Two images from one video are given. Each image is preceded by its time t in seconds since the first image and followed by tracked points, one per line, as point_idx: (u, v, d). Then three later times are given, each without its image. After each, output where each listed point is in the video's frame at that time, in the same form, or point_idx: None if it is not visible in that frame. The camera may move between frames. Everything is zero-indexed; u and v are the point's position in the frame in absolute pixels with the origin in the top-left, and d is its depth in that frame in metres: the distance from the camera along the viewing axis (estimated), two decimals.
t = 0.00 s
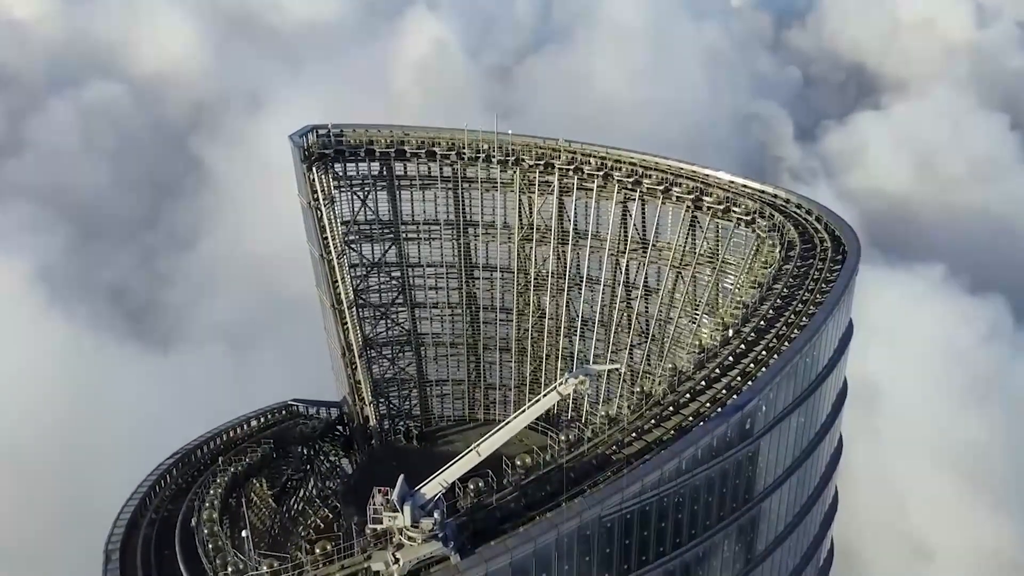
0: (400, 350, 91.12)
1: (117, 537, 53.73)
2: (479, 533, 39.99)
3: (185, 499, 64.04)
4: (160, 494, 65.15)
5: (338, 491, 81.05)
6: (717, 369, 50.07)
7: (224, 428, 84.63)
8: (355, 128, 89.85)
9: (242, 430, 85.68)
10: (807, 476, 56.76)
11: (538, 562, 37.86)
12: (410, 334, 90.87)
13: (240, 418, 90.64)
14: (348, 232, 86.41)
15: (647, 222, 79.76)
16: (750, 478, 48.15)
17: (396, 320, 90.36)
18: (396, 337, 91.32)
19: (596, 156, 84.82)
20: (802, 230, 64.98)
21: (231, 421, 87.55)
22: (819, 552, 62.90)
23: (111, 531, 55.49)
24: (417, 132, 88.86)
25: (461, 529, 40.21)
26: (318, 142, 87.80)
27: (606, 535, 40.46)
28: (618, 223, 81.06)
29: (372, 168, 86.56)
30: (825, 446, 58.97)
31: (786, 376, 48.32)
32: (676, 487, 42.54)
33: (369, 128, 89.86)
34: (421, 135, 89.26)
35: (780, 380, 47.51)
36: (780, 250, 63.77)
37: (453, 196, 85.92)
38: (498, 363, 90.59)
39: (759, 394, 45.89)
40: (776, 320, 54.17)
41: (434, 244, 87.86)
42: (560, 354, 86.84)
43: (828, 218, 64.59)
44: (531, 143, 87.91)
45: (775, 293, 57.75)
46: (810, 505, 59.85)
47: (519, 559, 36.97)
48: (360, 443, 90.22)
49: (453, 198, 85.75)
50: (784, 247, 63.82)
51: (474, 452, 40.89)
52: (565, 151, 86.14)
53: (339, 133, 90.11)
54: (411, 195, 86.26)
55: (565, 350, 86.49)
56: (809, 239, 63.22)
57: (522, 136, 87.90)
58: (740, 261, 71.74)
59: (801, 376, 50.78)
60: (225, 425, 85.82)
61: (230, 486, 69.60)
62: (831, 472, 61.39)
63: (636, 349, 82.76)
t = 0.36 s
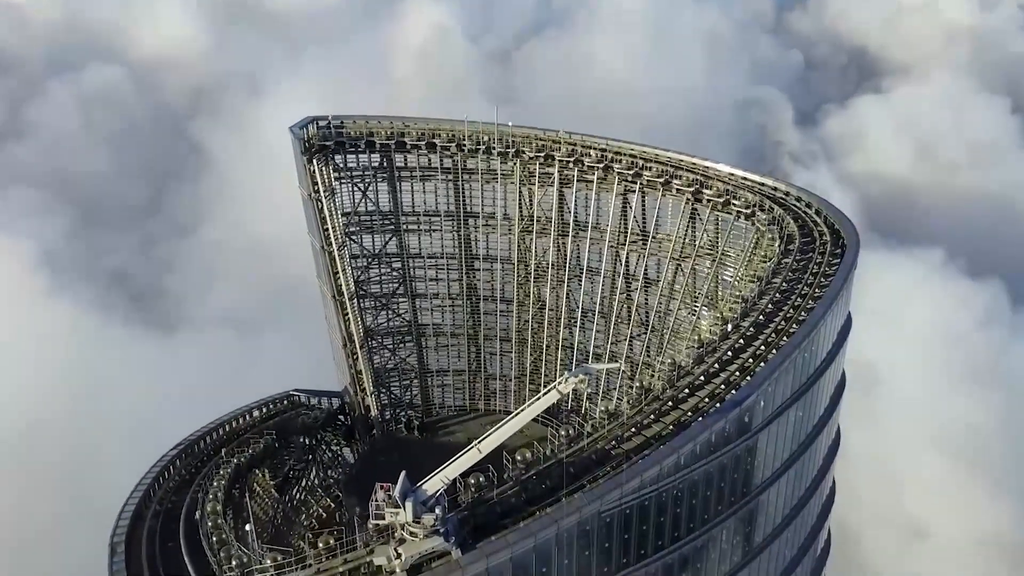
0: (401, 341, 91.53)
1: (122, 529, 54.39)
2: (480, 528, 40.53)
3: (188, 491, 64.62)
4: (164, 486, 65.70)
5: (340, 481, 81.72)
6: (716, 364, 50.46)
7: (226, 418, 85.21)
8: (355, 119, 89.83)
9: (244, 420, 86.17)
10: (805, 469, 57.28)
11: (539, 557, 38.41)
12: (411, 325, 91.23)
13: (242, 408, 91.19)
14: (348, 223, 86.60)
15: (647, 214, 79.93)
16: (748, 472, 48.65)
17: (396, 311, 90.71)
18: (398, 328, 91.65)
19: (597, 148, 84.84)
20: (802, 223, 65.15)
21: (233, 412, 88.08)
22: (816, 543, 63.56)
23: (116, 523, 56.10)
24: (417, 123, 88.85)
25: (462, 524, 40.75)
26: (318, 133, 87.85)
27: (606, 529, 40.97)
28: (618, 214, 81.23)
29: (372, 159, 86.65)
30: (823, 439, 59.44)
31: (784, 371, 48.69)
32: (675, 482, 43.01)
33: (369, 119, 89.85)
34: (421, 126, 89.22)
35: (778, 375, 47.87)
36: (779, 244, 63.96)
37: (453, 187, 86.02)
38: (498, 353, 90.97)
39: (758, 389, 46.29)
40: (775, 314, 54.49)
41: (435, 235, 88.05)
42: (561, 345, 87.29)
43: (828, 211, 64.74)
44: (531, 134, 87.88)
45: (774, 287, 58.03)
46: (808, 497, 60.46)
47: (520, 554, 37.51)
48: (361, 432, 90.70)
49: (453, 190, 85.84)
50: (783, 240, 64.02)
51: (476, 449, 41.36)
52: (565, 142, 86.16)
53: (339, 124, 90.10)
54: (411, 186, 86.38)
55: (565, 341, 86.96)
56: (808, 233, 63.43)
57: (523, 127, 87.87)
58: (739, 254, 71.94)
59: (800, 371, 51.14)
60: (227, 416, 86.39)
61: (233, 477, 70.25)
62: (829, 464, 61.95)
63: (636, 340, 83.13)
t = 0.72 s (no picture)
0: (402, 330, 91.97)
1: (127, 521, 55.19)
2: (481, 521, 41.17)
3: (193, 481, 65.33)
4: (168, 476, 66.42)
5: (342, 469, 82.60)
6: (715, 359, 50.90)
7: (229, 407, 85.90)
8: (355, 109, 89.79)
9: (248, 409, 86.82)
10: (802, 461, 57.86)
11: (539, 551, 39.06)
12: (412, 314, 91.57)
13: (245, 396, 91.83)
14: (349, 214, 86.85)
15: (647, 205, 80.06)
16: (746, 466, 49.21)
17: (397, 300, 91.05)
18: (399, 317, 92.02)
19: (597, 138, 84.87)
20: (802, 216, 65.34)
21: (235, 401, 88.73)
22: (812, 533, 64.33)
23: (122, 513, 56.94)
24: (418, 113, 88.82)
25: (464, 518, 41.38)
26: (318, 123, 87.89)
27: (605, 523, 41.58)
28: (618, 205, 81.40)
29: (373, 150, 86.74)
30: (821, 431, 59.98)
31: (782, 366, 49.11)
32: (673, 476, 43.55)
33: (369, 108, 89.80)
34: (421, 116, 89.17)
35: (777, 370, 48.29)
36: (779, 236, 64.22)
37: (454, 177, 86.13)
38: (499, 343, 91.36)
39: (756, 385, 46.71)
40: (774, 308, 54.85)
41: (435, 226, 88.25)
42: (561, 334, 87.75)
43: (828, 204, 64.92)
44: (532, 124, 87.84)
45: (773, 281, 58.35)
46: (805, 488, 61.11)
47: (520, 549, 38.11)
48: (363, 421, 91.32)
49: (454, 180, 85.98)
50: (783, 233, 64.27)
51: (477, 445, 41.92)
52: (566, 133, 86.16)
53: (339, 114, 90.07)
54: (412, 177, 86.51)
55: (565, 330, 87.39)
56: (808, 226, 63.66)
57: (523, 117, 87.84)
58: (739, 245, 72.17)
59: (798, 364, 51.57)
60: (230, 405, 87.09)
61: (236, 467, 70.98)
62: (826, 455, 62.60)
63: (636, 330, 83.51)
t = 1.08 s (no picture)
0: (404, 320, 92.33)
1: (133, 512, 55.88)
2: (482, 515, 41.78)
3: (197, 472, 66.00)
4: (173, 467, 67.09)
5: (344, 458, 83.27)
6: (713, 353, 51.36)
7: (232, 396, 86.44)
8: (356, 99, 89.79)
9: (250, 398, 87.39)
10: (800, 452, 58.40)
11: (539, 545, 39.68)
12: (413, 304, 91.89)
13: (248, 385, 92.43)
14: (350, 204, 87.06)
15: (648, 196, 80.24)
16: (744, 459, 49.76)
17: (398, 290, 91.35)
18: (400, 307, 92.33)
19: (597, 128, 84.97)
20: (801, 208, 65.56)
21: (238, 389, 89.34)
22: (809, 523, 64.99)
23: (127, 504, 57.62)
24: (418, 103, 88.86)
25: (466, 511, 42.01)
26: (319, 113, 87.97)
27: (605, 517, 42.15)
28: (618, 195, 81.59)
29: (373, 140, 86.87)
30: (819, 422, 60.48)
31: (780, 360, 49.53)
32: (671, 470, 44.13)
33: (370, 99, 89.80)
34: (422, 106, 89.17)
35: (775, 364, 48.69)
36: (778, 229, 64.47)
37: (455, 168, 86.23)
38: (500, 332, 91.60)
39: (754, 379, 47.14)
40: (773, 301, 55.24)
41: (436, 215, 88.43)
42: (562, 324, 88.03)
43: (827, 196, 65.11)
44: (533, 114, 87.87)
45: (772, 274, 58.64)
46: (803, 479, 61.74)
47: (521, 542, 38.73)
48: (365, 409, 91.89)
49: (454, 170, 86.14)
50: (782, 226, 64.52)
51: (478, 441, 42.53)
52: (566, 123, 86.25)
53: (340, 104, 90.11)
54: (412, 167, 86.69)
55: (566, 320, 87.79)
56: (807, 218, 63.87)
57: (524, 107, 87.85)
58: (738, 237, 72.41)
59: (796, 358, 51.98)
60: (233, 394, 87.74)
61: (239, 457, 71.65)
62: (823, 447, 63.23)
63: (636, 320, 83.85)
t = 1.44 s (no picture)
0: (406, 309, 92.68)
1: (139, 502, 56.61)
2: (483, 508, 42.40)
3: (201, 462, 66.73)
4: (177, 456, 67.86)
5: (346, 446, 84.00)
6: (712, 347, 51.79)
7: (234, 386, 87.05)
8: (357, 89, 89.84)
9: (253, 387, 88.01)
10: (798, 444, 58.97)
11: (540, 538, 40.34)
12: (415, 293, 92.21)
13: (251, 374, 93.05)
14: (351, 194, 87.27)
15: (648, 186, 80.41)
16: (741, 452, 50.29)
17: (400, 280, 91.59)
18: (402, 297, 92.61)
19: (598, 119, 85.13)
20: (801, 201, 65.75)
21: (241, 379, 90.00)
22: (806, 513, 65.68)
23: (133, 495, 58.37)
24: (419, 94, 88.92)
25: (467, 504, 42.65)
26: (320, 103, 88.07)
27: (604, 510, 42.75)
28: (618, 186, 81.78)
29: (374, 130, 87.02)
30: (816, 414, 60.99)
31: (778, 354, 49.91)
32: (669, 464, 44.67)
33: (371, 89, 89.85)
34: (423, 96, 89.22)
35: (773, 359, 49.10)
36: (778, 222, 64.72)
37: (455, 158, 86.33)
38: (500, 322, 91.83)
39: (752, 374, 47.57)
40: (772, 293, 55.60)
41: (437, 205, 88.59)
42: (563, 314, 88.33)
43: (826, 188, 65.30)
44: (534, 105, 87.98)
45: (771, 267, 58.94)
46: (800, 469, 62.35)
47: (521, 536, 39.35)
48: (366, 398, 92.50)
49: (455, 160, 86.23)
50: (781, 218, 64.77)
51: (479, 437, 43.19)
52: (567, 114, 86.40)
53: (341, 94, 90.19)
54: (413, 157, 86.86)
55: (567, 310, 88.14)
56: (807, 211, 64.06)
57: (525, 98, 87.86)
58: (738, 228, 72.64)
59: (794, 352, 52.37)
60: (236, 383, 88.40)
61: (242, 447, 72.34)
62: (821, 438, 63.82)
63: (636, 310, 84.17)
